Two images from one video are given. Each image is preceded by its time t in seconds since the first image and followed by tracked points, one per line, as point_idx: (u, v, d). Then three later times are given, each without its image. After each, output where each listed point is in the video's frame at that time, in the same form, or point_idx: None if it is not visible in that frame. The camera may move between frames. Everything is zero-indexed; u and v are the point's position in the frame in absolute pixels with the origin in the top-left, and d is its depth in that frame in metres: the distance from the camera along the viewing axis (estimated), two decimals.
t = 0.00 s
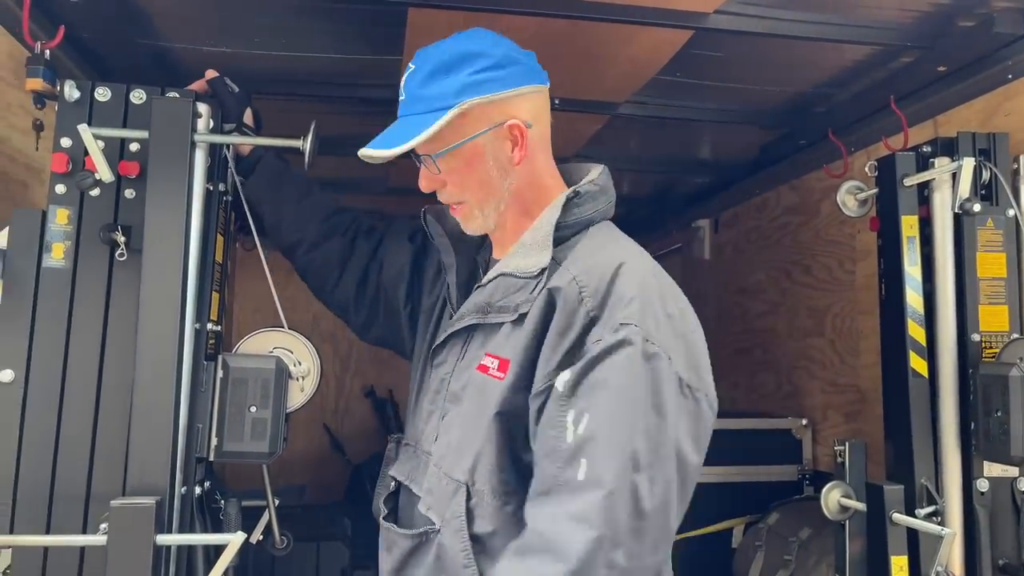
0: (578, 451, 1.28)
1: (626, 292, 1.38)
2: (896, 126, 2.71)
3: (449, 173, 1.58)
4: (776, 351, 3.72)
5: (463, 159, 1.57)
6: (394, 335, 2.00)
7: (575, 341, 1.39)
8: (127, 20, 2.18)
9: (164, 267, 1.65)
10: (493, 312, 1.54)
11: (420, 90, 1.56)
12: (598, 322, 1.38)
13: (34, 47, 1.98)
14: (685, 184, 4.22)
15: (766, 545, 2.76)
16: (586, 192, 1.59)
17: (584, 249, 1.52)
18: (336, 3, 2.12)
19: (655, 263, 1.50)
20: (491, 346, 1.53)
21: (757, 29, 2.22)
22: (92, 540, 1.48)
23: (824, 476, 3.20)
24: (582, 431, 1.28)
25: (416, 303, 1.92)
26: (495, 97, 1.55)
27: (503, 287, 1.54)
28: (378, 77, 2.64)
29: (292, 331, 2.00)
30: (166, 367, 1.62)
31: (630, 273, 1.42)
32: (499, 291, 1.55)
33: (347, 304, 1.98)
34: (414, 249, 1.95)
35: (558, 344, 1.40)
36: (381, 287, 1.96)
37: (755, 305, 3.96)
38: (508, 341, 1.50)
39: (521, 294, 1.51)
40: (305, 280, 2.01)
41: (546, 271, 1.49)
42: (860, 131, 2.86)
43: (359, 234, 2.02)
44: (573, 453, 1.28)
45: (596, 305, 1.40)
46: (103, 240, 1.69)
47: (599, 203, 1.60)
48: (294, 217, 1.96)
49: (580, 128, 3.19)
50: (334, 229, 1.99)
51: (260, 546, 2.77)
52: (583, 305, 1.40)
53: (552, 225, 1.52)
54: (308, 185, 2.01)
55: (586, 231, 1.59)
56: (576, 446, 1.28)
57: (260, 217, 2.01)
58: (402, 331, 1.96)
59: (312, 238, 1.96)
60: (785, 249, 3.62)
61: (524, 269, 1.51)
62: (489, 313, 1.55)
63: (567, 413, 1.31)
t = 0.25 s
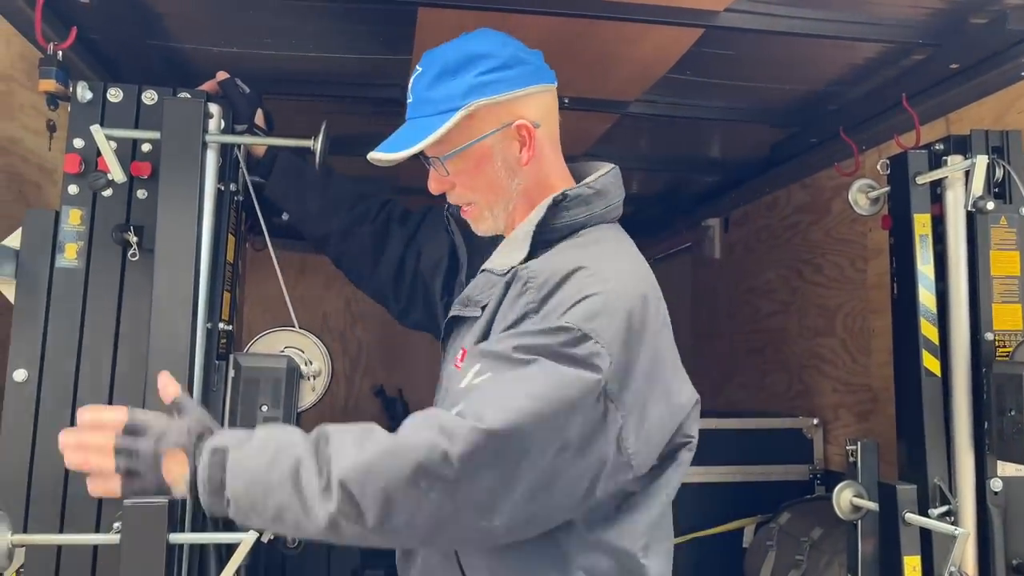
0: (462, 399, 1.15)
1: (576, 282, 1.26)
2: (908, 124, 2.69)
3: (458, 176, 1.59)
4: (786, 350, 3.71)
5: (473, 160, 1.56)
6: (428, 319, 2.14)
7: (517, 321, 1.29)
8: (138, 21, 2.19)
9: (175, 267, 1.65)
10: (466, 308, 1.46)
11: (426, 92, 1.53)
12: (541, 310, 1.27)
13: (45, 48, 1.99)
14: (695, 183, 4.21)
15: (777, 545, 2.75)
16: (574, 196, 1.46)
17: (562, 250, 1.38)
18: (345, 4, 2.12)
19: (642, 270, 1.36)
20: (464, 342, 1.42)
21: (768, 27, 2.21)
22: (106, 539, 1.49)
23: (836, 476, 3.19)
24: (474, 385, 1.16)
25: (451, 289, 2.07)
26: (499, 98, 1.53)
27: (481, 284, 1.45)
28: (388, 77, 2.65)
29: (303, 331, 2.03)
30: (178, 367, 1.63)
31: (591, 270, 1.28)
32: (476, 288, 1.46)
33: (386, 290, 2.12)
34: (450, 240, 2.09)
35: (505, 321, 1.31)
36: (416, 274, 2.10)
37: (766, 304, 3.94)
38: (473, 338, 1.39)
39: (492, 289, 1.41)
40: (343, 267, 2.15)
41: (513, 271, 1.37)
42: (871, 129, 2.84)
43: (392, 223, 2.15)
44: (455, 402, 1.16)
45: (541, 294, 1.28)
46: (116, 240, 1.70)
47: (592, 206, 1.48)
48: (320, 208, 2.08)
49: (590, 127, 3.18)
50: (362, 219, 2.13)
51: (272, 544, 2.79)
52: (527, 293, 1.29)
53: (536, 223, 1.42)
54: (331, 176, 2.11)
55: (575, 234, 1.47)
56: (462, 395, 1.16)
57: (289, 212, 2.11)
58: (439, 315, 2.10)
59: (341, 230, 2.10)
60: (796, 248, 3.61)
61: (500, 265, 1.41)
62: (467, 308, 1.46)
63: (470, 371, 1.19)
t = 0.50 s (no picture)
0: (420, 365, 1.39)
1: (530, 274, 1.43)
2: (917, 121, 2.68)
3: (486, 155, 1.70)
4: (794, 350, 3.70)
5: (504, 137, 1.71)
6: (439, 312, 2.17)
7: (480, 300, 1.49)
8: (147, 21, 2.19)
9: (184, 267, 1.66)
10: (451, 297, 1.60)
11: (468, 62, 1.66)
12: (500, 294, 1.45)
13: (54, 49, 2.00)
14: (703, 182, 4.20)
15: (787, 545, 2.74)
16: (550, 190, 1.57)
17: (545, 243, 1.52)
18: (353, 4, 2.13)
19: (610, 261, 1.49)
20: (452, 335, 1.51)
21: (777, 25, 2.20)
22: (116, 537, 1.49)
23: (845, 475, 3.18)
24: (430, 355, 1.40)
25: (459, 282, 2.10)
26: (526, 80, 1.72)
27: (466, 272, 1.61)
28: (395, 77, 2.65)
29: (314, 331, 2.03)
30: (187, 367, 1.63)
31: (546, 262, 1.44)
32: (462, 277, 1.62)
33: (394, 290, 2.17)
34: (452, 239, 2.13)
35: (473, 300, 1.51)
36: (424, 274, 2.14)
37: (773, 303, 3.94)
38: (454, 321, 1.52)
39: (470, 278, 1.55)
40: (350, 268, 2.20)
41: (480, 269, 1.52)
42: (880, 127, 2.83)
43: (399, 222, 2.19)
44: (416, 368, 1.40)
45: (502, 281, 1.46)
46: (125, 240, 1.71)
47: (569, 198, 1.59)
48: (327, 209, 2.09)
49: (597, 125, 3.18)
50: (366, 220, 2.15)
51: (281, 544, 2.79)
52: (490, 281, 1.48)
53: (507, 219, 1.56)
54: (338, 176, 2.13)
55: (553, 228, 1.59)
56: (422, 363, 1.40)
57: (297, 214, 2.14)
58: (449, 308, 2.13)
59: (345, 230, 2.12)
60: (804, 247, 3.60)
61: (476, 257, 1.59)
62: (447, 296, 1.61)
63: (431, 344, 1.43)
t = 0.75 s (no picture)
0: (489, 400, 1.24)
1: (586, 283, 1.34)
2: (926, 121, 2.68)
3: (502, 154, 1.70)
4: (802, 350, 3.69)
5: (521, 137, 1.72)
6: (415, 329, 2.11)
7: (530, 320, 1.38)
8: (156, 25, 2.20)
9: (193, 269, 1.66)
10: (474, 315, 1.55)
11: (490, 60, 1.67)
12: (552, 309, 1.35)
13: (64, 52, 2.01)
14: (710, 182, 4.20)
15: (796, 545, 2.74)
16: (568, 194, 1.57)
17: (571, 248, 1.49)
18: (361, 6, 2.13)
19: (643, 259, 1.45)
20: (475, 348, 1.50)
21: (785, 26, 2.20)
22: (127, 538, 1.50)
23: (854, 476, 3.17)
24: (497, 386, 1.25)
25: (435, 300, 2.02)
26: (539, 84, 1.75)
27: (487, 289, 1.57)
28: (403, 78, 2.65)
29: (320, 332, 2.04)
30: (197, 368, 1.64)
31: (597, 268, 1.37)
32: (482, 294, 1.57)
33: (371, 305, 2.11)
34: (430, 254, 2.06)
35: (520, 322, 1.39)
36: (400, 289, 2.07)
37: (781, 303, 3.93)
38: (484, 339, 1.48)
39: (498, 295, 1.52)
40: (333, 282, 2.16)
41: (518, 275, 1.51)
42: (888, 126, 2.83)
43: (377, 240, 2.12)
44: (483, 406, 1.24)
45: (555, 294, 1.37)
46: (135, 243, 1.72)
47: (584, 203, 1.59)
48: (320, 223, 2.08)
49: (605, 126, 3.18)
50: (355, 235, 2.12)
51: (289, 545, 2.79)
52: (540, 291, 1.38)
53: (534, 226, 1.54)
54: (332, 188, 2.11)
55: (571, 232, 1.57)
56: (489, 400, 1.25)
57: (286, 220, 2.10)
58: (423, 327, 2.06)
59: (338, 243, 2.10)
60: (811, 246, 3.59)
61: (497, 274, 1.55)
62: (471, 315, 1.55)
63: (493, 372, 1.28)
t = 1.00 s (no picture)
0: (621, 453, 1.26)
1: (636, 299, 1.38)
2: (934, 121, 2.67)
3: (513, 151, 1.71)
4: (810, 351, 3.68)
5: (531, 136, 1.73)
6: (403, 343, 2.06)
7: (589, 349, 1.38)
8: (165, 29, 2.22)
9: (204, 273, 1.67)
10: (498, 320, 1.53)
11: (502, 59, 1.70)
12: (604, 326, 1.38)
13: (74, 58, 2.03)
14: (717, 184, 4.19)
15: (805, 547, 2.73)
16: (585, 197, 1.61)
17: (593, 251, 1.53)
18: (369, 10, 2.14)
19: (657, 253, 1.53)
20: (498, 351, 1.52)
21: (792, 27, 2.20)
22: (138, 540, 1.51)
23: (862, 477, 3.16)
24: (625, 435, 1.27)
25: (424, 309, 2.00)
26: (547, 87, 1.78)
27: (507, 294, 1.55)
28: (410, 81, 2.66)
29: (330, 336, 2.00)
30: (207, 371, 1.65)
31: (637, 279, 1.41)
32: (503, 299, 1.55)
33: (358, 317, 2.05)
34: (420, 266, 2.03)
35: (575, 352, 1.40)
36: (389, 302, 2.03)
37: (789, 304, 3.92)
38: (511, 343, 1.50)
39: (524, 300, 1.52)
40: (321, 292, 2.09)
41: (549, 278, 1.51)
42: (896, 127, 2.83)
43: (370, 252, 2.08)
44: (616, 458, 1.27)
45: (604, 311, 1.40)
46: (145, 247, 1.73)
47: (599, 205, 1.62)
48: (317, 231, 2.00)
49: (612, 128, 3.18)
50: (352, 246, 2.05)
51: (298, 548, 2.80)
52: (591, 309, 1.41)
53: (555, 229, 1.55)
54: (335, 199, 2.05)
55: (588, 233, 1.60)
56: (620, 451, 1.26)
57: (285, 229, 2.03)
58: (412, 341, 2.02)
59: (330, 255, 2.02)
60: (819, 247, 3.58)
61: (524, 276, 1.53)
62: (494, 321, 1.54)
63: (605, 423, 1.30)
